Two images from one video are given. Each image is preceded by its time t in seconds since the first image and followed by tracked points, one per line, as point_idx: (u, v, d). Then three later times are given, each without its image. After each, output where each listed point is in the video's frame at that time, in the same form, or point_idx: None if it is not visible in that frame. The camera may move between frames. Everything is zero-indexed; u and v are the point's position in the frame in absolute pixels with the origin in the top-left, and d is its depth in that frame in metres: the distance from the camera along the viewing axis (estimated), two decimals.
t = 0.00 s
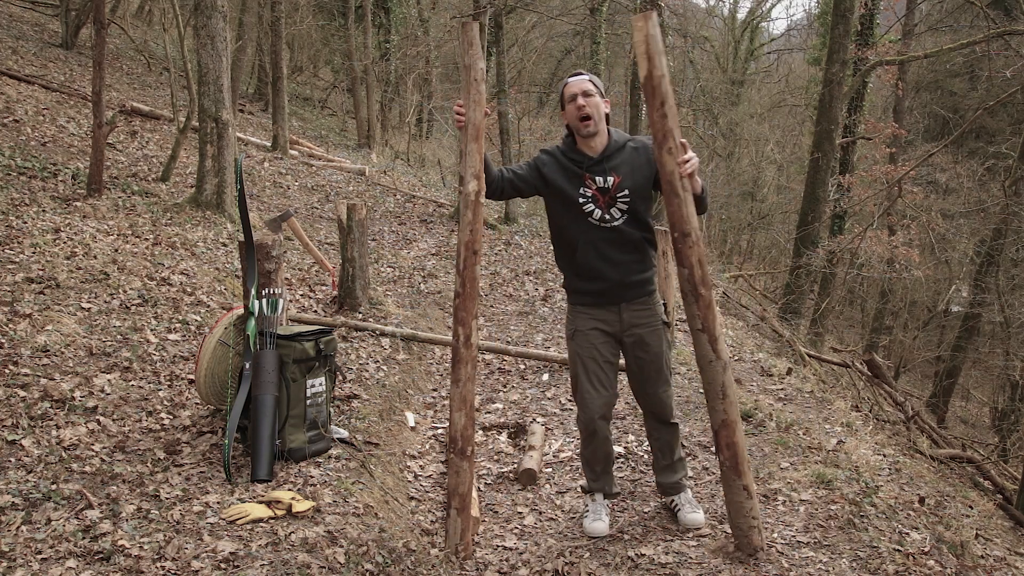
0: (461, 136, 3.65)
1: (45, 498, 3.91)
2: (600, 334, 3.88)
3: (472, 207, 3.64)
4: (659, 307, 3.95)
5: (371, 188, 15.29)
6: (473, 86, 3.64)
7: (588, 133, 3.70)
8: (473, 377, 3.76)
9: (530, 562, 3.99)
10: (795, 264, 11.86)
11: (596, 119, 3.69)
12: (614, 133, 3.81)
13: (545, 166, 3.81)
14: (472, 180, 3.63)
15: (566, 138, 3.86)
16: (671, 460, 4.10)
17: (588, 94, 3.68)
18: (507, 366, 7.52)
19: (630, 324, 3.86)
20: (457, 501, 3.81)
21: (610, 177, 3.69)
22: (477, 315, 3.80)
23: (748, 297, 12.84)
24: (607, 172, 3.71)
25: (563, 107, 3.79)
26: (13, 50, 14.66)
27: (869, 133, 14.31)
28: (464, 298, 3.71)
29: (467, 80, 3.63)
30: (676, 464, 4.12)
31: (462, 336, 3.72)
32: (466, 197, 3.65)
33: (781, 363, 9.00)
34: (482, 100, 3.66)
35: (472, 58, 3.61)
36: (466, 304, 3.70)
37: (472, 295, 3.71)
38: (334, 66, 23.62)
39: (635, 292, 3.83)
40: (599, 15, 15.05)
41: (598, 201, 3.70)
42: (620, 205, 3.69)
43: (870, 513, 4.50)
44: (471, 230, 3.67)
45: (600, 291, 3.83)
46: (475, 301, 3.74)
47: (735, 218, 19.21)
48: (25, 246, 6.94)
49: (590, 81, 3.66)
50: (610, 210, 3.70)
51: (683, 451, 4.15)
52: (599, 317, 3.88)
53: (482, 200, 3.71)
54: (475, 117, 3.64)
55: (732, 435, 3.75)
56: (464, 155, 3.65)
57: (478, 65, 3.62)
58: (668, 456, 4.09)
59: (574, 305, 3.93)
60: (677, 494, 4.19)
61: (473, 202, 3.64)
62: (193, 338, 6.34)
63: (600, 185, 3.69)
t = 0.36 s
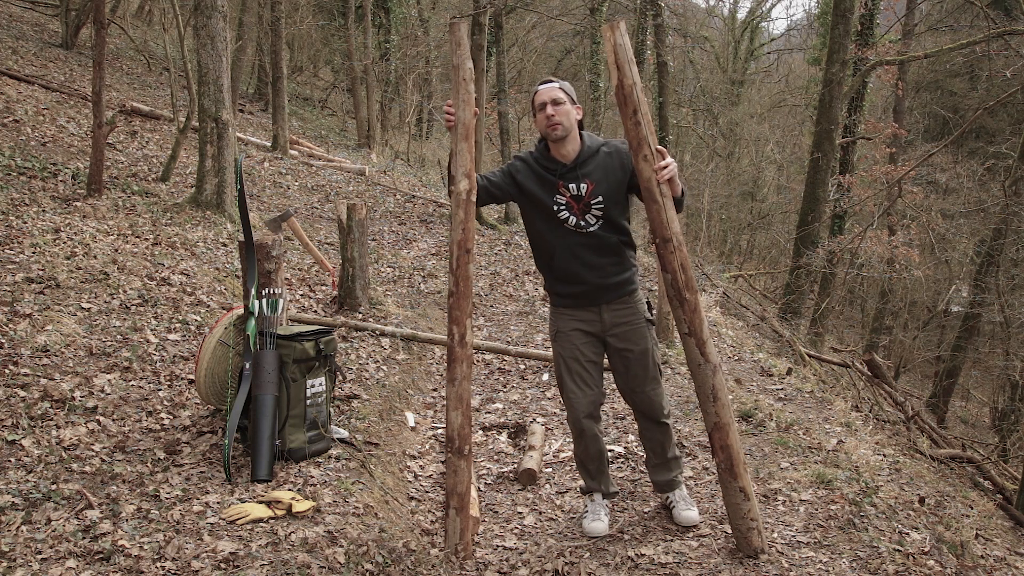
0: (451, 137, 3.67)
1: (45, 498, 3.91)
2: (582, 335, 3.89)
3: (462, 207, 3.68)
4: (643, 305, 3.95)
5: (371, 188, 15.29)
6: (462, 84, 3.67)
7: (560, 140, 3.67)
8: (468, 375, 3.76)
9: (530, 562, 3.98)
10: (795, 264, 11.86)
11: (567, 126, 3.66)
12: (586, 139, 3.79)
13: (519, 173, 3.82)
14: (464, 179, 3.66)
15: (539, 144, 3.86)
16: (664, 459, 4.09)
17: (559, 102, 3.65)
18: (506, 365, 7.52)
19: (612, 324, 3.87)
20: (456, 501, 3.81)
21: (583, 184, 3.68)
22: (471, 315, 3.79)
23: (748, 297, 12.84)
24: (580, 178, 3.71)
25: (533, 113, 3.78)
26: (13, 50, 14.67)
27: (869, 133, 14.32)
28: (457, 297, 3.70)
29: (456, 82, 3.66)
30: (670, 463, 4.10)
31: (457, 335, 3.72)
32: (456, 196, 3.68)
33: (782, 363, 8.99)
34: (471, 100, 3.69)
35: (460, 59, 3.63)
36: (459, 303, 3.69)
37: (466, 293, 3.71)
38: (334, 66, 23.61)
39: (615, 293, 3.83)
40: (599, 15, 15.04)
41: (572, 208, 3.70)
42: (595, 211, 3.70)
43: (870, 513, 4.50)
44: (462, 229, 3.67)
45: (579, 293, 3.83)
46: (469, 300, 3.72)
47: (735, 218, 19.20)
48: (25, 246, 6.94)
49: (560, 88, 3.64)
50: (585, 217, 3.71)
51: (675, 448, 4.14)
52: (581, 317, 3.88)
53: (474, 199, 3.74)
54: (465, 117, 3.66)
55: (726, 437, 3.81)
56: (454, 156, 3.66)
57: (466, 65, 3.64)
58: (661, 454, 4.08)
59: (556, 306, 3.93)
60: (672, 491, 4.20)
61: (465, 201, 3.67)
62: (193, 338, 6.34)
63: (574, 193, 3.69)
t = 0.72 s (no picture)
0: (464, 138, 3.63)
1: (45, 498, 3.91)
2: (584, 334, 3.89)
3: (475, 210, 3.63)
4: (642, 303, 3.97)
5: (371, 188, 15.29)
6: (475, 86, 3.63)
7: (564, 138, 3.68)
8: (475, 377, 3.75)
9: (530, 562, 3.99)
10: (795, 264, 11.86)
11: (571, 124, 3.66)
12: (588, 137, 3.80)
13: (523, 171, 3.79)
14: (476, 182, 3.63)
15: (541, 141, 3.85)
16: (647, 451, 4.22)
17: (563, 100, 3.65)
18: (506, 365, 7.52)
19: (614, 323, 3.87)
20: (458, 503, 3.81)
21: (587, 182, 3.70)
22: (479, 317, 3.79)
23: (748, 297, 12.84)
24: (583, 176, 3.72)
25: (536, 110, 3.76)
26: (13, 50, 14.66)
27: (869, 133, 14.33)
28: (466, 299, 3.72)
29: (470, 82, 3.63)
30: (652, 454, 4.25)
31: (464, 338, 3.70)
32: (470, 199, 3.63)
33: (781, 363, 9.00)
34: (485, 101, 3.64)
35: (474, 58, 3.60)
36: (468, 306, 3.70)
37: (475, 296, 3.71)
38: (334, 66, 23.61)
39: (617, 291, 3.85)
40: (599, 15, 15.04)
41: (576, 206, 3.72)
42: (598, 208, 3.72)
43: (870, 513, 4.50)
44: (473, 232, 3.63)
45: (581, 292, 3.84)
46: (477, 302, 3.73)
47: (735, 218, 19.19)
48: (25, 246, 6.94)
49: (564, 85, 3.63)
50: (588, 215, 3.73)
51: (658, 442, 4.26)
52: (582, 316, 3.88)
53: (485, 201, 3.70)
54: (479, 119, 3.60)
55: (727, 438, 3.81)
56: (467, 158, 3.62)
57: (481, 64, 3.61)
58: (645, 447, 4.20)
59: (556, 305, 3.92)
60: (649, 479, 4.36)
61: (476, 204, 3.63)
62: (193, 338, 6.34)
63: (577, 191, 3.70)
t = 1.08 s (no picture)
0: (514, 142, 3.59)
1: (45, 498, 3.91)
2: (591, 330, 3.87)
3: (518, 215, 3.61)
4: (646, 302, 3.99)
5: (371, 188, 15.29)
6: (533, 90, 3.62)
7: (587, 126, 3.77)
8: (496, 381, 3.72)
9: (530, 562, 3.98)
10: (795, 264, 11.86)
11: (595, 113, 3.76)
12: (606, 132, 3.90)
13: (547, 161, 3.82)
14: (523, 188, 3.60)
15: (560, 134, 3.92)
16: (641, 449, 4.23)
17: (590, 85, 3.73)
18: (506, 365, 7.52)
19: (620, 319, 3.88)
20: (465, 503, 3.80)
21: (606, 172, 3.79)
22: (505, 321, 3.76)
23: (748, 297, 12.84)
24: (603, 166, 3.81)
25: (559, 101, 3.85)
26: (14, 50, 14.67)
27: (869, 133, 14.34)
28: (497, 303, 3.67)
29: (529, 86, 3.61)
30: (644, 453, 4.26)
31: (491, 341, 3.68)
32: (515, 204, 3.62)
33: (781, 363, 9.00)
34: (539, 107, 3.59)
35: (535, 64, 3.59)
36: (499, 309, 3.66)
37: (507, 300, 3.67)
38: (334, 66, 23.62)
39: (626, 289, 3.86)
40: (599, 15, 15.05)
41: (595, 195, 3.76)
42: (616, 199, 3.79)
43: (870, 513, 4.50)
44: (513, 237, 3.62)
45: (591, 288, 3.82)
46: (507, 307, 3.69)
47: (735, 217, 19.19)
48: (25, 246, 6.94)
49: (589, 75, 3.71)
50: (607, 205, 3.78)
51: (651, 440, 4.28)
52: (590, 312, 3.86)
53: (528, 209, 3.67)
54: (534, 124, 3.55)
55: (722, 440, 3.81)
56: (516, 161, 3.59)
57: (541, 71, 3.61)
58: (640, 446, 4.21)
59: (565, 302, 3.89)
60: (645, 480, 4.38)
61: (521, 210, 3.61)
62: (193, 338, 6.34)
63: (598, 179, 3.77)
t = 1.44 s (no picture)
0: (529, 143, 3.62)
1: (45, 498, 3.91)
2: (586, 325, 3.90)
3: (530, 216, 3.62)
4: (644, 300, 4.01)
5: (371, 188, 15.29)
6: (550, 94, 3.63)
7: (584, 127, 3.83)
8: (502, 380, 3.71)
9: (530, 562, 3.97)
10: (795, 264, 11.85)
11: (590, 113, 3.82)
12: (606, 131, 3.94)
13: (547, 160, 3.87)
14: (536, 189, 3.61)
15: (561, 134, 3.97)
16: (640, 448, 4.23)
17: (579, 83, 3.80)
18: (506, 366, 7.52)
19: (616, 316, 3.90)
20: (467, 502, 3.80)
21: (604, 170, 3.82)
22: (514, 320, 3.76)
23: (748, 297, 12.84)
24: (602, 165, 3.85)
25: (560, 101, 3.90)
26: (14, 50, 14.66)
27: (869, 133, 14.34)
28: (506, 303, 3.68)
29: (547, 89, 3.63)
30: (643, 452, 4.26)
31: (498, 341, 3.67)
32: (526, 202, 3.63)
33: (781, 363, 9.00)
34: (557, 110, 3.64)
35: (555, 66, 3.61)
36: (508, 309, 3.67)
37: (516, 300, 3.67)
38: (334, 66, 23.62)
39: (624, 286, 3.89)
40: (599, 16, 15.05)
41: (594, 193, 3.80)
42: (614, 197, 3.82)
43: (870, 513, 4.50)
44: (525, 237, 3.61)
45: (587, 283, 3.86)
46: (517, 307, 3.70)
47: (735, 217, 19.18)
48: (25, 246, 6.94)
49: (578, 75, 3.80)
50: (605, 203, 3.81)
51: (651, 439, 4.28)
52: (587, 308, 3.90)
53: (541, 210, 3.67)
54: (549, 126, 3.59)
55: (717, 441, 3.82)
56: (530, 163, 3.62)
57: (560, 74, 3.62)
58: (639, 444, 4.21)
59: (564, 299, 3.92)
60: (645, 480, 4.38)
61: (534, 211, 3.61)
62: (193, 338, 6.34)
63: (597, 178, 3.81)
